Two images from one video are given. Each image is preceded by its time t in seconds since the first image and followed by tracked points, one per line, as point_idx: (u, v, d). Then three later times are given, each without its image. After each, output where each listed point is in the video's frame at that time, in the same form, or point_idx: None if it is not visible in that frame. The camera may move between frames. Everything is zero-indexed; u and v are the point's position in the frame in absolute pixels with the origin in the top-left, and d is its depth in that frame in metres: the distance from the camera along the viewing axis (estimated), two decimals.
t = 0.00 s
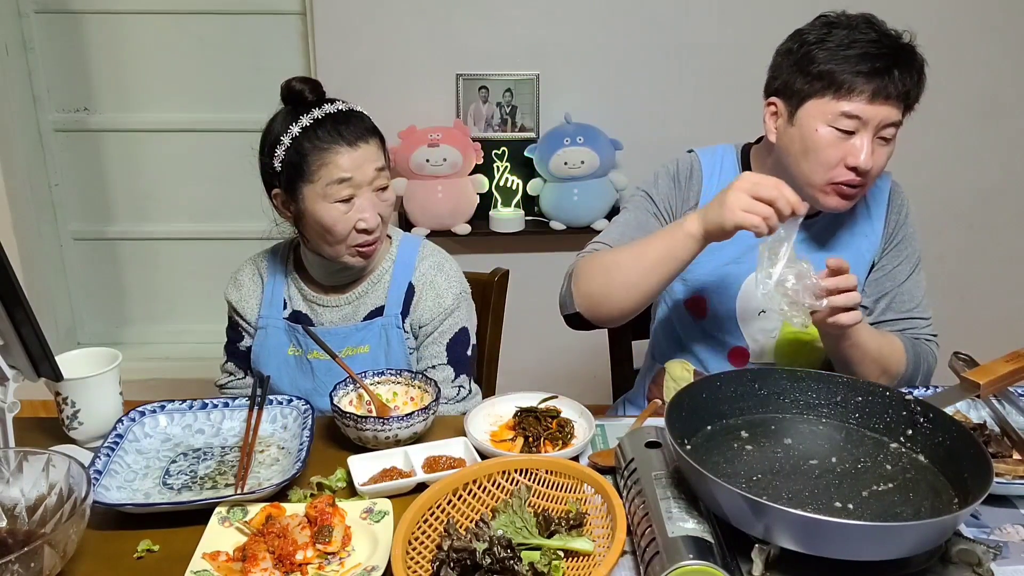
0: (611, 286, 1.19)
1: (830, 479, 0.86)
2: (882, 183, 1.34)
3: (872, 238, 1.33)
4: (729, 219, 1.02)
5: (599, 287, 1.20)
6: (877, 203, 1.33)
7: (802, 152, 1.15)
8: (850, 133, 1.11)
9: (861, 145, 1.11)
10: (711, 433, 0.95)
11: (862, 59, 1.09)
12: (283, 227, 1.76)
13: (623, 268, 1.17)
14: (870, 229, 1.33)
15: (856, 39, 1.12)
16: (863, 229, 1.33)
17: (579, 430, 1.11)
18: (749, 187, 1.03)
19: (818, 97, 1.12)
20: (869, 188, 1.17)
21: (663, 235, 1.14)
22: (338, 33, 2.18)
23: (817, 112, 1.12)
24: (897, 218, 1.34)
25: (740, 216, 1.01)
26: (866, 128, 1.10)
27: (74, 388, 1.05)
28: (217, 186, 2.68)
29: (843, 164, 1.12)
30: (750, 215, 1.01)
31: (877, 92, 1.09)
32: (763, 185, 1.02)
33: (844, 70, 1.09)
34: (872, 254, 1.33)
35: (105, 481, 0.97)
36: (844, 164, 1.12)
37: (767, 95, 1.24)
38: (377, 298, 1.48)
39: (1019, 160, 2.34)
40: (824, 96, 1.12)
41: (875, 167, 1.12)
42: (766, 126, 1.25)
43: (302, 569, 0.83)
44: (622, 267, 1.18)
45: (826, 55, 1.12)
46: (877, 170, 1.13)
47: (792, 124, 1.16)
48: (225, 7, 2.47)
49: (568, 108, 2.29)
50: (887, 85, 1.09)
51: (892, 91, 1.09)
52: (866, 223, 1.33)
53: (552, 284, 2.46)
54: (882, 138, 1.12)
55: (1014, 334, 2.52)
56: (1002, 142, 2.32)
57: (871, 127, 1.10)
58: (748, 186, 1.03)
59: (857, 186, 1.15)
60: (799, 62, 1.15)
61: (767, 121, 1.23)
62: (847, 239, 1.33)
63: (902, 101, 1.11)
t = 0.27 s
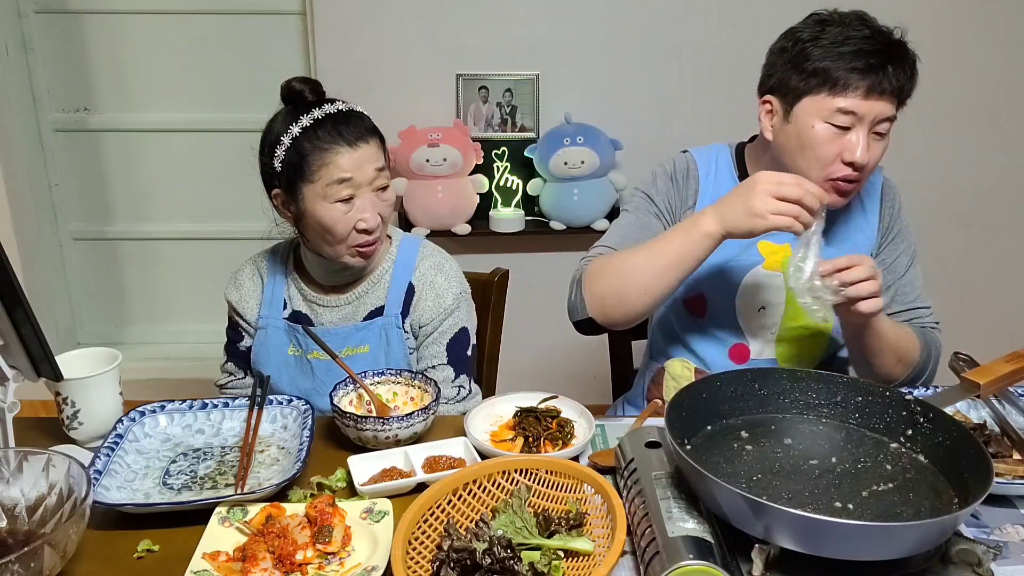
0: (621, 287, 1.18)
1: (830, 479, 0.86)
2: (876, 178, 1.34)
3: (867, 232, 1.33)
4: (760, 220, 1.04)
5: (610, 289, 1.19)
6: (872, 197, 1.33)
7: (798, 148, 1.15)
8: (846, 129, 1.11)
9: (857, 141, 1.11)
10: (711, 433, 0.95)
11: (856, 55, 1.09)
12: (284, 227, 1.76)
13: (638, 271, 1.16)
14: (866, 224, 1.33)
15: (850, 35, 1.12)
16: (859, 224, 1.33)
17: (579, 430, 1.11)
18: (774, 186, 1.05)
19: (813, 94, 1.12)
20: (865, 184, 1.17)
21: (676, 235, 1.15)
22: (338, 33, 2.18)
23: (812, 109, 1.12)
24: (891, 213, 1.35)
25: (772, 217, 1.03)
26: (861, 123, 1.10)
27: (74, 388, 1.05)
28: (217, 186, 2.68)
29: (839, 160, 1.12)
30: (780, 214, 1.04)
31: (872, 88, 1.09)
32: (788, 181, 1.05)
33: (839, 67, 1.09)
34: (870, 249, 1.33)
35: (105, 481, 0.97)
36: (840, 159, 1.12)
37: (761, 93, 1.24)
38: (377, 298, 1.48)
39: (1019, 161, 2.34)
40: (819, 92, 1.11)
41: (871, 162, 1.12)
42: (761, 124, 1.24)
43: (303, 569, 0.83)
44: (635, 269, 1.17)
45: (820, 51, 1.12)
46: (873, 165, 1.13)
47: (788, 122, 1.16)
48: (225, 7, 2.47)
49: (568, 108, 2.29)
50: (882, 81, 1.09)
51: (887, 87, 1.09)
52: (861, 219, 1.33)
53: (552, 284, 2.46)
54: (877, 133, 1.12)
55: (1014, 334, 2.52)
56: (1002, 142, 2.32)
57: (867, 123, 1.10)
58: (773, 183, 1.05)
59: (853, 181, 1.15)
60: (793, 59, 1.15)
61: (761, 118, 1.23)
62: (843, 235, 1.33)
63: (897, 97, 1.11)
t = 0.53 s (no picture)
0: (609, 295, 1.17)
1: (830, 479, 0.86)
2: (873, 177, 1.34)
3: (866, 232, 1.34)
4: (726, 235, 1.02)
5: (597, 298, 1.19)
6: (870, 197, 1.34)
7: (802, 154, 1.15)
8: (849, 134, 1.12)
9: (860, 145, 1.11)
10: (711, 433, 0.95)
11: (858, 60, 1.09)
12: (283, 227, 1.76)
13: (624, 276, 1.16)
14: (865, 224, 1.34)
15: (849, 39, 1.12)
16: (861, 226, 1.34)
17: (579, 430, 1.11)
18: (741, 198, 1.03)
19: (816, 100, 1.12)
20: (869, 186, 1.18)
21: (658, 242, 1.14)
22: (338, 33, 2.18)
23: (815, 115, 1.12)
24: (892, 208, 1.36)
25: (738, 231, 1.02)
26: (865, 127, 1.11)
27: (74, 388, 1.05)
28: (217, 186, 2.68)
29: (843, 165, 1.12)
30: (749, 227, 1.01)
31: (876, 92, 1.09)
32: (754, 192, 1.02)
33: (841, 73, 1.09)
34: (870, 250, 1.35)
35: (105, 481, 0.97)
36: (845, 163, 1.12)
37: (760, 98, 1.24)
38: (377, 298, 1.48)
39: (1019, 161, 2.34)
40: (823, 98, 1.11)
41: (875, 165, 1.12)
42: (762, 129, 1.24)
43: (303, 569, 0.83)
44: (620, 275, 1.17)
45: (823, 58, 1.11)
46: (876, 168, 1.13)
47: (791, 128, 1.15)
48: (225, 7, 2.47)
49: (568, 108, 2.29)
50: (883, 85, 1.09)
51: (889, 90, 1.09)
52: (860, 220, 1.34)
53: (552, 284, 2.46)
54: (879, 136, 1.13)
55: (1014, 334, 2.52)
56: (1002, 143, 2.32)
57: (869, 126, 1.11)
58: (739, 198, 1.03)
59: (858, 186, 1.15)
60: (794, 66, 1.15)
61: (762, 124, 1.22)
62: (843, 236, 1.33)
63: (899, 99, 1.12)
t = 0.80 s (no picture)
0: (595, 304, 1.19)
1: (830, 479, 0.86)
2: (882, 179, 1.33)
3: (878, 234, 1.33)
4: (700, 260, 1.01)
5: (587, 305, 1.20)
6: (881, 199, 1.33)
7: (820, 163, 1.15)
8: (866, 142, 1.12)
9: (878, 153, 1.11)
10: (711, 433, 0.95)
11: (874, 69, 1.09)
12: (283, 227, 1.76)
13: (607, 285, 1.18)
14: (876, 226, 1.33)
15: (865, 46, 1.11)
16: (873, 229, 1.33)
17: (579, 431, 1.11)
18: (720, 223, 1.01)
19: (833, 109, 1.12)
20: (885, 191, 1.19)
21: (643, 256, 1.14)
22: (338, 33, 2.18)
23: (833, 125, 1.12)
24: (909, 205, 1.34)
25: (710, 258, 1.00)
26: (882, 134, 1.11)
27: (74, 388, 1.05)
28: (217, 186, 2.68)
29: (861, 173, 1.13)
30: (724, 255, 1.00)
31: (894, 101, 1.09)
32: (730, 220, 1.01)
33: (859, 83, 1.09)
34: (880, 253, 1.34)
35: (105, 481, 0.97)
36: (863, 171, 1.13)
37: (772, 104, 1.23)
38: (377, 298, 1.48)
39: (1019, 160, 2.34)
40: (840, 108, 1.11)
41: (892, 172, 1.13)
42: (774, 135, 1.23)
43: (303, 569, 0.83)
44: (603, 284, 1.18)
45: (840, 66, 1.10)
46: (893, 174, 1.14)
47: (807, 137, 1.15)
48: (225, 7, 2.47)
49: (568, 108, 2.29)
50: (901, 92, 1.09)
51: (906, 97, 1.09)
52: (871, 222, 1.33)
53: (552, 284, 2.46)
54: (895, 142, 1.13)
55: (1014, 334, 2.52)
56: (1002, 142, 2.32)
57: (887, 133, 1.11)
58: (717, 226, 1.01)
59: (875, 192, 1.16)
60: (809, 74, 1.14)
61: (775, 131, 1.22)
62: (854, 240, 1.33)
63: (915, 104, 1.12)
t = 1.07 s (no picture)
0: (598, 300, 1.21)
1: (830, 479, 0.86)
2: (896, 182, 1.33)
3: (891, 237, 1.33)
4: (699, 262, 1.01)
5: (591, 301, 1.22)
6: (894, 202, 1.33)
7: (831, 165, 1.15)
8: (880, 143, 1.11)
9: (892, 155, 1.11)
10: (711, 433, 0.95)
11: (888, 70, 1.08)
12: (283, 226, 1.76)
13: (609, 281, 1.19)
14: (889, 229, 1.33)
15: (880, 48, 1.10)
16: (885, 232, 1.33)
17: (579, 431, 1.11)
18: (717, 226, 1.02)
19: (845, 111, 1.11)
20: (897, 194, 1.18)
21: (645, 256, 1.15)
22: (338, 33, 2.18)
23: (845, 126, 1.12)
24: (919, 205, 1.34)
25: (710, 260, 1.00)
26: (896, 135, 1.10)
27: (74, 388, 1.05)
28: (217, 186, 2.68)
29: (874, 175, 1.12)
30: (722, 258, 1.00)
31: (908, 102, 1.08)
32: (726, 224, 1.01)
33: (872, 84, 1.08)
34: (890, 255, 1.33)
35: (105, 481, 0.97)
36: (875, 173, 1.12)
37: (784, 105, 1.23)
38: (377, 299, 1.48)
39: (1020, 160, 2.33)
40: (853, 109, 1.11)
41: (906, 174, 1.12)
42: (786, 137, 1.23)
43: (302, 569, 0.83)
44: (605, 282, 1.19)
45: (853, 67, 1.10)
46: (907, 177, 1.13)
47: (819, 138, 1.15)
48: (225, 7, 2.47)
49: (568, 108, 2.29)
50: (915, 94, 1.08)
51: (920, 99, 1.08)
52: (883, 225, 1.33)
53: (552, 284, 2.46)
54: (910, 143, 1.12)
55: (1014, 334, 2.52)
56: (1002, 142, 2.32)
57: (900, 135, 1.11)
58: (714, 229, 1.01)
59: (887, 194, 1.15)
60: (822, 75, 1.14)
61: (787, 132, 1.22)
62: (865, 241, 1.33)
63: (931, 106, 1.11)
